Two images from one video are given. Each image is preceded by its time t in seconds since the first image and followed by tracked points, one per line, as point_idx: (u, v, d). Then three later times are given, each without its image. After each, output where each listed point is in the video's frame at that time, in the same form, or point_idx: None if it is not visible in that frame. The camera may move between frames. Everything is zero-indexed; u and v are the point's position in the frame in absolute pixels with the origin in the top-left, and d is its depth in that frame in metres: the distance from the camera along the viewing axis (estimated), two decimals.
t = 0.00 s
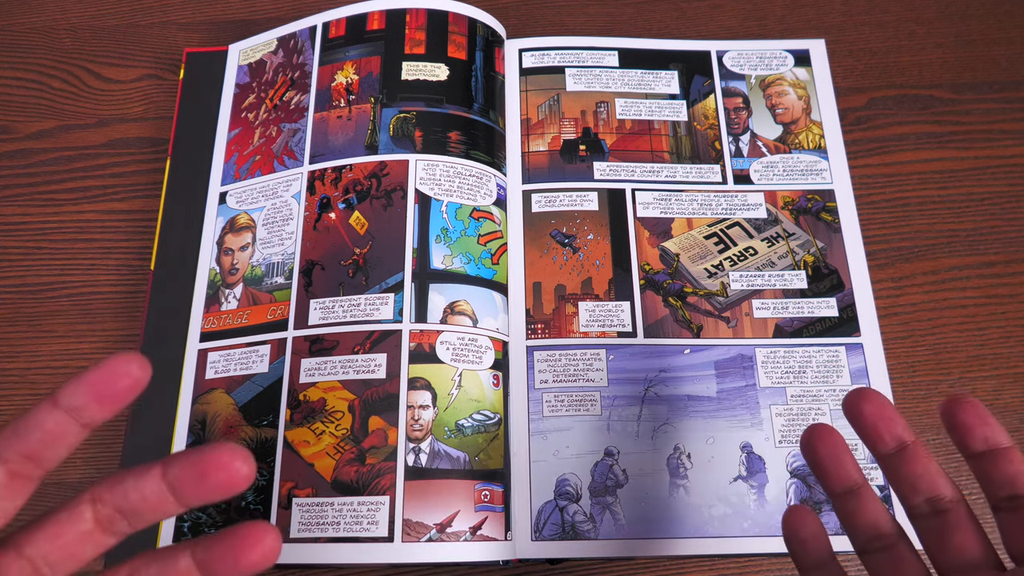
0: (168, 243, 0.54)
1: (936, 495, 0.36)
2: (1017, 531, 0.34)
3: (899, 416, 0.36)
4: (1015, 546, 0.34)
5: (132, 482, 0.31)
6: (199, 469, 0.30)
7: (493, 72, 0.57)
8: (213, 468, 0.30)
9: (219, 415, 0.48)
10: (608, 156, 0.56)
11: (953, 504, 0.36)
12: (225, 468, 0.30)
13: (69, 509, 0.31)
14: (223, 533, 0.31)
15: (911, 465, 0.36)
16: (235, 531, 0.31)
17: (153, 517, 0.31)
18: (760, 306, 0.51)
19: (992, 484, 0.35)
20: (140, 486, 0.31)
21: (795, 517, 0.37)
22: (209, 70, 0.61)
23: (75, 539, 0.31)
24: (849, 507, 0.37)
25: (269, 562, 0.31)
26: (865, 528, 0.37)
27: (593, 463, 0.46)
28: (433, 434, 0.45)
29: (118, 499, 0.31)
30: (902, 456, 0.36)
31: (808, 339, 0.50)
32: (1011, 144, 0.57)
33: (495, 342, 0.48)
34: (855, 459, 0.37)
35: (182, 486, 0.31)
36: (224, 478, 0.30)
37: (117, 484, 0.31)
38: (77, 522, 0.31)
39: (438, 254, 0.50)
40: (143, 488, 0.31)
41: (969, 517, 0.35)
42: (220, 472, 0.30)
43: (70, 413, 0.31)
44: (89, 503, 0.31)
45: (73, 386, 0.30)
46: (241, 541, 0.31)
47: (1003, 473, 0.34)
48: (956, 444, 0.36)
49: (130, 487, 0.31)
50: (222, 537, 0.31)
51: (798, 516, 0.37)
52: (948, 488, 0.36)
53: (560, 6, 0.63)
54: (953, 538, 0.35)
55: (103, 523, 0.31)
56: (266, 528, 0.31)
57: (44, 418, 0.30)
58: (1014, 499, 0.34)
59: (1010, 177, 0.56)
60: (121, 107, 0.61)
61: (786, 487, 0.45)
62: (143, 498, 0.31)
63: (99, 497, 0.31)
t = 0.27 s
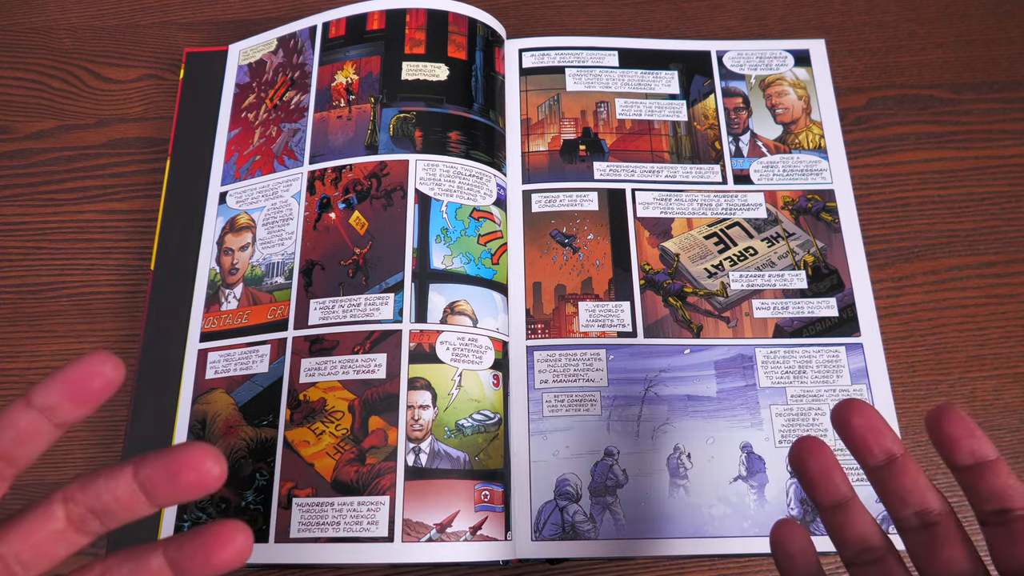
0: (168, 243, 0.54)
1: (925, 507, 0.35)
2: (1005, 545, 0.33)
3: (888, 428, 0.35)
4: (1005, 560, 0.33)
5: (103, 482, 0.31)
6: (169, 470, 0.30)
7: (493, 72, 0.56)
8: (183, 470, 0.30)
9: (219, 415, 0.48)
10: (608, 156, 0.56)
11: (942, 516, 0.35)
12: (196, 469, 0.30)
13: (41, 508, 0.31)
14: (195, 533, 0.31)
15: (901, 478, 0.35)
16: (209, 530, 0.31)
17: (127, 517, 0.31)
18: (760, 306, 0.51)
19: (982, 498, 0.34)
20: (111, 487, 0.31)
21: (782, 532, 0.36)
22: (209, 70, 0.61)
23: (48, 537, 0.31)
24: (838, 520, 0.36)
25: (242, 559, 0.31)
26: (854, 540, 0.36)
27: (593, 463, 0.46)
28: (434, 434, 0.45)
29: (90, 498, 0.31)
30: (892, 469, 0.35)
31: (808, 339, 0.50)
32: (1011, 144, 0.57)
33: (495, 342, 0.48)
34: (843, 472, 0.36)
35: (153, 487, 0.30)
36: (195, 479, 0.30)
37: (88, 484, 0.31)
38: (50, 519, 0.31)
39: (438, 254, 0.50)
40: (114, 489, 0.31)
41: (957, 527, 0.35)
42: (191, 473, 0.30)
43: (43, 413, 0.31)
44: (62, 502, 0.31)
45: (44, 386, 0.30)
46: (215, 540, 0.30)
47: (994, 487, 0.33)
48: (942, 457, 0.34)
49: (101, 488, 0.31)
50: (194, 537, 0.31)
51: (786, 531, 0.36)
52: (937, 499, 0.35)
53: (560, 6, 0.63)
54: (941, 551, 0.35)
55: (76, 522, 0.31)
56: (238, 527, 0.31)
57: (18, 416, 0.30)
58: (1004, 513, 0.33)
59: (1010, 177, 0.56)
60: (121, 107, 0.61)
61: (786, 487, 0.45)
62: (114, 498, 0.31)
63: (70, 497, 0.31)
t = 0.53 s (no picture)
0: (168, 243, 0.54)
1: (891, 501, 0.34)
2: (970, 537, 0.31)
3: (852, 423, 0.35)
4: (969, 553, 0.31)
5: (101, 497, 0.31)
6: (166, 483, 0.30)
7: (493, 72, 0.57)
8: (181, 484, 0.30)
9: (219, 415, 0.48)
10: (607, 156, 0.56)
11: (908, 510, 0.34)
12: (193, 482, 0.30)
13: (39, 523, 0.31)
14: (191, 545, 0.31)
15: (866, 473, 0.34)
16: (203, 544, 0.31)
17: (124, 532, 0.31)
18: (760, 306, 0.51)
19: (945, 489, 0.32)
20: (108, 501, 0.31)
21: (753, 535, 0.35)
22: (210, 70, 0.61)
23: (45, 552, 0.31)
24: (806, 520, 0.35)
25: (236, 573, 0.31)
26: (823, 539, 0.35)
27: (593, 463, 0.46)
28: (434, 434, 0.45)
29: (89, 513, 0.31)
30: (857, 465, 0.34)
31: (808, 339, 0.50)
32: (1011, 144, 0.57)
33: (495, 342, 0.48)
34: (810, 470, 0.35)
35: (151, 501, 0.31)
36: (192, 492, 0.30)
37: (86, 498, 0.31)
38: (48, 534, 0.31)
39: (438, 254, 0.50)
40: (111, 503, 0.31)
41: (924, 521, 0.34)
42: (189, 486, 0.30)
43: (45, 431, 0.31)
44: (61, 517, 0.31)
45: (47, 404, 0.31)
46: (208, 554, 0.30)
47: (956, 477, 0.32)
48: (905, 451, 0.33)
49: (100, 502, 0.31)
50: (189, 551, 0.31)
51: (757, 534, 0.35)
52: (903, 494, 0.34)
53: (559, 6, 0.63)
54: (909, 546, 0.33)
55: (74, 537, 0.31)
56: (232, 541, 0.31)
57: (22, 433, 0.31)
58: (967, 504, 0.32)
59: (1010, 177, 0.56)
60: (121, 107, 0.61)
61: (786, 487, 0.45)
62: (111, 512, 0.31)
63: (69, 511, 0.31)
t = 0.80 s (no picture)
0: (168, 243, 0.54)
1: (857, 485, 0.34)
2: (937, 515, 0.31)
3: (812, 408, 0.34)
4: (939, 530, 0.31)
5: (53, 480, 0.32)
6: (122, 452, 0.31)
7: (493, 72, 0.57)
8: (134, 459, 0.31)
9: (219, 415, 0.48)
10: (607, 156, 0.56)
11: (876, 492, 0.34)
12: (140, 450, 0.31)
13: None
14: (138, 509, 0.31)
15: (835, 461, 0.34)
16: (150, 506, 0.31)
17: (73, 511, 0.33)
18: (760, 306, 0.51)
19: (908, 468, 0.32)
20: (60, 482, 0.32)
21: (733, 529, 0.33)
22: (209, 70, 0.61)
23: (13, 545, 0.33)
24: (782, 509, 0.35)
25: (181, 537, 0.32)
26: (798, 525, 0.34)
27: (593, 463, 0.46)
28: (434, 434, 0.45)
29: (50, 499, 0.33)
30: (824, 454, 0.35)
31: (809, 339, 0.50)
32: (1011, 144, 0.57)
33: (495, 342, 0.48)
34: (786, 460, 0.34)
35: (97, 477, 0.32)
36: (144, 465, 0.31)
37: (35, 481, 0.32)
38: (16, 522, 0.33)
39: (438, 254, 0.50)
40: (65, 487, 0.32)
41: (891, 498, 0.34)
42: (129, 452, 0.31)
43: (19, 434, 0.32)
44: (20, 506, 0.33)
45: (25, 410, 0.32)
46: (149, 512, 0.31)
47: (920, 458, 0.32)
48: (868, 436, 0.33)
49: (49, 486, 0.32)
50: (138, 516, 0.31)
51: (738, 524, 0.33)
52: (872, 477, 0.34)
53: (560, 6, 0.63)
54: (881, 528, 0.33)
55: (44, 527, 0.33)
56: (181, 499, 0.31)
57: None
58: (932, 483, 0.32)
59: (1011, 177, 0.56)
60: (121, 107, 0.61)
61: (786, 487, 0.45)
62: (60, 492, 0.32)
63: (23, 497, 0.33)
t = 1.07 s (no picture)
0: (168, 243, 0.54)
1: (826, 391, 0.35)
2: (912, 401, 0.32)
3: (778, 323, 0.34)
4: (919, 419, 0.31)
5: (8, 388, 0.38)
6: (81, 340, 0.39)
7: (492, 72, 0.57)
8: (92, 323, 0.40)
9: (219, 415, 0.48)
10: (607, 156, 0.56)
11: (848, 396, 0.34)
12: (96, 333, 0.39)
13: None
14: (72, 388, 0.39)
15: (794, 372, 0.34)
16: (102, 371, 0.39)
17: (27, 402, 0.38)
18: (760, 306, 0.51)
19: (873, 364, 0.33)
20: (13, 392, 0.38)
21: (726, 451, 0.31)
22: (209, 70, 0.61)
23: None
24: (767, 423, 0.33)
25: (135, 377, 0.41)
26: (787, 444, 0.34)
27: (593, 462, 0.46)
28: (434, 434, 0.45)
29: None
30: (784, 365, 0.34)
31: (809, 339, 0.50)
32: (1011, 143, 0.57)
33: (495, 342, 0.48)
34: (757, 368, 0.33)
35: (54, 352, 0.39)
36: (112, 357, 0.40)
37: None
38: None
39: (438, 254, 0.50)
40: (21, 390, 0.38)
41: (867, 401, 0.34)
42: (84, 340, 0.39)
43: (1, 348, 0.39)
44: None
45: (55, 335, 0.39)
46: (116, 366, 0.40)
47: (877, 343, 0.33)
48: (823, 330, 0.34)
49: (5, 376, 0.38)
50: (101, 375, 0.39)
51: (728, 445, 0.31)
52: (834, 378, 0.35)
53: (560, 6, 0.63)
54: (857, 433, 0.34)
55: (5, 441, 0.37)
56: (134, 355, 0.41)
57: None
58: (896, 372, 0.32)
59: (1011, 177, 0.56)
60: (121, 107, 0.61)
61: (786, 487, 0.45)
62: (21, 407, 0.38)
63: None
